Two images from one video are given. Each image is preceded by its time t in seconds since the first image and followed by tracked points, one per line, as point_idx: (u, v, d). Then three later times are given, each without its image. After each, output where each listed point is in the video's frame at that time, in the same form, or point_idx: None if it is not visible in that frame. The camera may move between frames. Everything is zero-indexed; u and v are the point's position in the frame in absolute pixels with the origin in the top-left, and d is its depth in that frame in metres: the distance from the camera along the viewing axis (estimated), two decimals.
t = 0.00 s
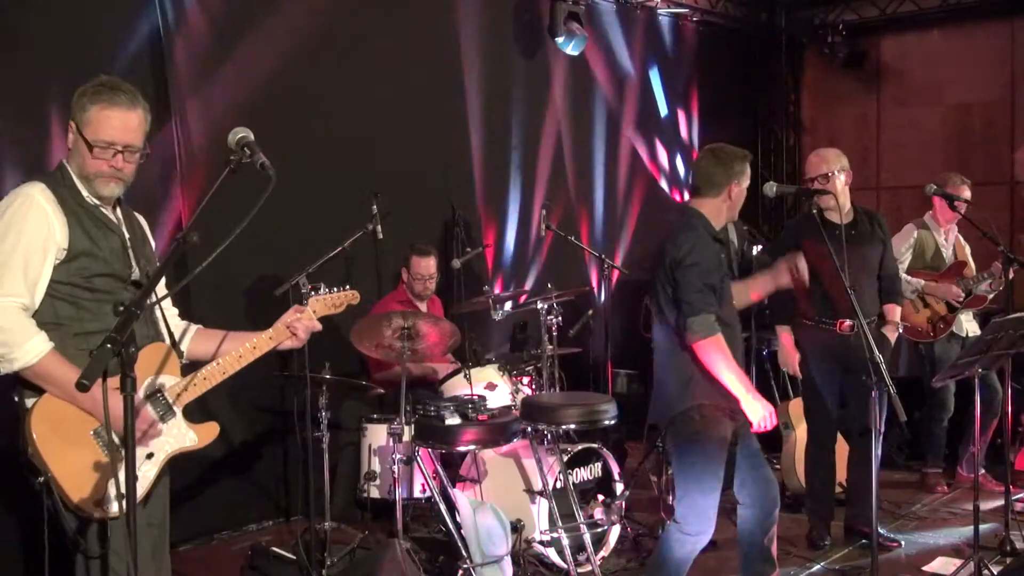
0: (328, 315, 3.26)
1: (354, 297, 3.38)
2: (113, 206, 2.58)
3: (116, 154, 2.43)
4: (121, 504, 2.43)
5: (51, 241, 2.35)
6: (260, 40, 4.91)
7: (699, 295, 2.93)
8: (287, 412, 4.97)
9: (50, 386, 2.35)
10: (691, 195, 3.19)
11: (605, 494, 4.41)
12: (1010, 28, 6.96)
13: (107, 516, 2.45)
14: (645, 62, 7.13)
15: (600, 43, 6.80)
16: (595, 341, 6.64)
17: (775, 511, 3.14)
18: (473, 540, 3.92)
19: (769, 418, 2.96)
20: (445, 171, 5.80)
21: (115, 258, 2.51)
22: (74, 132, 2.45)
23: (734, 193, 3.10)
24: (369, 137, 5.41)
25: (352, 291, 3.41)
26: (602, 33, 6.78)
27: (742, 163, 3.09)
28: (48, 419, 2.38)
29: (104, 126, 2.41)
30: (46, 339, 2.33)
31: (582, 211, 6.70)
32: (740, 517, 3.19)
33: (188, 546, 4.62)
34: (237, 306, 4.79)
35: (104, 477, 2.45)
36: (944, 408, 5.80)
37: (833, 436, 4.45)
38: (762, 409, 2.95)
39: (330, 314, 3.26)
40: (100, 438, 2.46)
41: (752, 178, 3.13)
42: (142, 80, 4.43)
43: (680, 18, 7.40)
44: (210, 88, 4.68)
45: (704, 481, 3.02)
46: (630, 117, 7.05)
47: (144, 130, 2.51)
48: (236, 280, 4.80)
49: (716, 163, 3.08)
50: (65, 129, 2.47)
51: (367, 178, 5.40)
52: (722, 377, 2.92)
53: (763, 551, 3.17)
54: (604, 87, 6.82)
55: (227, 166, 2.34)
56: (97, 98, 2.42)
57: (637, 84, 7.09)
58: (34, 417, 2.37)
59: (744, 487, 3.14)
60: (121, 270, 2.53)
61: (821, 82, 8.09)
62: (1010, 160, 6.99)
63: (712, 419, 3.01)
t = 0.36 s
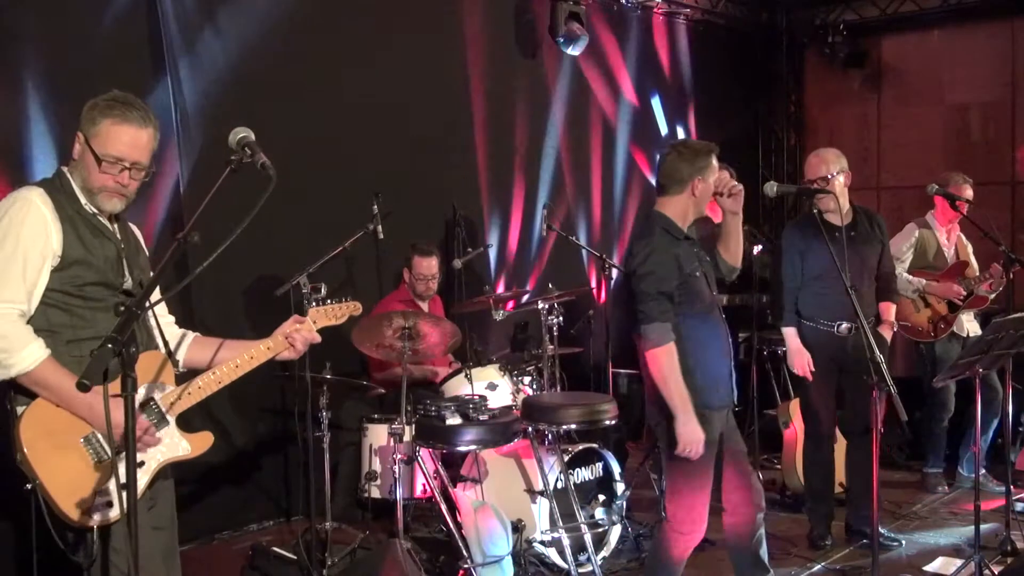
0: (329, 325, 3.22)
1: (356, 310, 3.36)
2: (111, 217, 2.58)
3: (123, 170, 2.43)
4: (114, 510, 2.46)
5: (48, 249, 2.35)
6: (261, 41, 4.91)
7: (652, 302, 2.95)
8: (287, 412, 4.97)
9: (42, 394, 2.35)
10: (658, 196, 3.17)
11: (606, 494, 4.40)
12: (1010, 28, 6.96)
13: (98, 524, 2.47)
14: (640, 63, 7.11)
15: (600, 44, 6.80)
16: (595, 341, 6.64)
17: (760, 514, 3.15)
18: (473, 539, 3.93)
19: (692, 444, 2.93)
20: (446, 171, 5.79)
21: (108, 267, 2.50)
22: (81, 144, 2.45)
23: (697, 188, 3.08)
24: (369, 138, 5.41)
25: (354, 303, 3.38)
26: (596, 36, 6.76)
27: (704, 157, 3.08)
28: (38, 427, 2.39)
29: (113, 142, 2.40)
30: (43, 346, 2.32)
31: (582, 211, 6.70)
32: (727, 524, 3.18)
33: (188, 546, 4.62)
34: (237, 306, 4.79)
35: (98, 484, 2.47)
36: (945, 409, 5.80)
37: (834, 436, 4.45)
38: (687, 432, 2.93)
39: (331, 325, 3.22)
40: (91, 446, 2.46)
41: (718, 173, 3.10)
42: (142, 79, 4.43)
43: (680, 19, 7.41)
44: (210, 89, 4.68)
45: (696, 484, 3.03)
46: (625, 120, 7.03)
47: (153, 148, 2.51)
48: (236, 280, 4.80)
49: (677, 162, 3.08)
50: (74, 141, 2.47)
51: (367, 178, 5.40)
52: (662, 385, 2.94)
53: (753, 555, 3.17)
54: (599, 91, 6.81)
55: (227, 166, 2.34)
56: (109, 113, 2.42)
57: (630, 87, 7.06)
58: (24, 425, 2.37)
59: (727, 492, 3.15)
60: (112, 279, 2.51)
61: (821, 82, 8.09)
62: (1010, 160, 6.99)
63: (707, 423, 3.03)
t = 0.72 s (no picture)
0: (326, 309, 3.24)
1: (352, 292, 3.36)
2: (105, 204, 2.58)
3: (106, 150, 2.43)
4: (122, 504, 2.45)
5: (43, 248, 2.35)
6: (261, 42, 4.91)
7: (648, 305, 2.95)
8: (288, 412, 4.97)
9: (45, 393, 2.35)
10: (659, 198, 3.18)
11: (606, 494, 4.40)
12: (1011, 28, 6.96)
13: (107, 518, 2.46)
14: (637, 70, 7.09)
15: (600, 45, 6.79)
16: (596, 341, 6.64)
17: (772, 514, 3.13)
18: (473, 539, 3.92)
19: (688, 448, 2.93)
20: (446, 171, 5.79)
21: (108, 260, 2.50)
22: (63, 133, 2.45)
23: (697, 193, 3.07)
24: (369, 138, 5.40)
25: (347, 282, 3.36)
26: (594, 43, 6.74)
27: (706, 161, 3.07)
28: (44, 423, 2.38)
29: (92, 123, 2.40)
30: (40, 345, 2.31)
31: (582, 212, 6.69)
32: (738, 519, 3.18)
33: (188, 546, 4.61)
34: (237, 306, 4.79)
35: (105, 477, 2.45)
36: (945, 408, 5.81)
37: (834, 436, 4.45)
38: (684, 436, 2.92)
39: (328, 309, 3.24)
40: (98, 439, 2.45)
41: (719, 176, 3.09)
42: (142, 78, 4.43)
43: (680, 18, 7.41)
44: (211, 89, 4.68)
45: (695, 483, 3.03)
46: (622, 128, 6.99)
47: (134, 127, 2.51)
48: (236, 280, 4.79)
49: (675, 165, 3.08)
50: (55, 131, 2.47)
51: (368, 178, 5.40)
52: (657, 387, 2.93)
53: (759, 551, 3.17)
54: (596, 99, 6.78)
55: (228, 168, 2.34)
56: (84, 96, 2.42)
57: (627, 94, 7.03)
58: (30, 422, 2.36)
59: (739, 491, 3.13)
60: (116, 272, 2.51)
61: (822, 81, 8.09)
62: (1011, 160, 6.99)
63: (706, 424, 3.04)
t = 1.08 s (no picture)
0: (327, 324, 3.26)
1: (354, 307, 3.37)
2: (109, 219, 2.57)
3: (116, 175, 2.42)
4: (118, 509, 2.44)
5: (43, 258, 2.35)
6: (263, 42, 4.91)
7: (700, 291, 2.93)
8: (288, 412, 4.97)
9: (40, 399, 2.33)
10: (694, 197, 3.22)
11: (607, 493, 4.39)
12: (1012, 28, 6.96)
13: (102, 523, 2.46)
14: (637, 83, 7.08)
15: (601, 46, 6.80)
16: (597, 341, 6.63)
17: (774, 516, 3.13)
18: (473, 538, 3.93)
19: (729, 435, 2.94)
20: (446, 171, 5.79)
21: (109, 272, 2.50)
22: (74, 150, 2.44)
23: (737, 190, 3.13)
24: (370, 138, 5.40)
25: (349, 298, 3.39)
26: (593, 58, 6.74)
27: (742, 160, 3.13)
28: (40, 430, 2.38)
29: (104, 147, 2.39)
30: (39, 353, 2.31)
31: (583, 212, 6.66)
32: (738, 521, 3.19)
33: (188, 546, 4.61)
34: (238, 306, 4.79)
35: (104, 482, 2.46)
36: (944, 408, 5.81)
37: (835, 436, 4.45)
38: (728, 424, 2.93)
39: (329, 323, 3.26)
40: (94, 446, 2.46)
41: (753, 176, 3.17)
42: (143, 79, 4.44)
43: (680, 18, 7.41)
44: (212, 89, 4.68)
45: (704, 483, 3.02)
46: (620, 133, 6.95)
47: (145, 151, 2.50)
48: (238, 281, 4.79)
49: (717, 159, 3.13)
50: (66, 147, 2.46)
51: (368, 178, 5.39)
52: (703, 375, 2.91)
53: (761, 552, 3.18)
54: (596, 115, 6.77)
55: (228, 167, 2.32)
56: (98, 118, 2.41)
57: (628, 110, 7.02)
58: (25, 427, 2.36)
59: (741, 491, 3.14)
60: (115, 283, 2.51)
61: (822, 81, 8.08)
62: (1012, 160, 6.98)
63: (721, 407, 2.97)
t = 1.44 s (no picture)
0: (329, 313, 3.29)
1: (356, 297, 3.41)
2: (108, 206, 2.58)
3: (114, 149, 2.43)
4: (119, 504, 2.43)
5: (44, 244, 2.35)
6: (264, 42, 4.91)
7: (714, 293, 2.93)
8: (289, 412, 4.97)
9: (41, 390, 2.33)
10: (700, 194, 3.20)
11: (608, 494, 4.39)
12: (1012, 28, 6.96)
13: (102, 518, 2.44)
14: (636, 98, 7.08)
15: (601, 46, 6.80)
16: (597, 341, 6.63)
17: (778, 512, 3.14)
18: (474, 538, 3.94)
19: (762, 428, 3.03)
20: (447, 171, 5.79)
21: (110, 261, 2.50)
22: (68, 132, 2.45)
23: (745, 194, 3.13)
24: (370, 138, 5.40)
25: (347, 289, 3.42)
26: (592, 72, 6.74)
27: (754, 164, 3.12)
28: (41, 422, 2.37)
29: (99, 122, 2.41)
30: (41, 343, 2.31)
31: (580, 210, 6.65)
32: (744, 519, 3.18)
33: (189, 545, 4.62)
34: (240, 306, 4.79)
35: (106, 477, 2.45)
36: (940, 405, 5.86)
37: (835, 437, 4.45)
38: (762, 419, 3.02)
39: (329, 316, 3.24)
40: (94, 440, 2.45)
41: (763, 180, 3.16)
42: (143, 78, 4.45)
43: (679, 18, 7.42)
44: (213, 88, 4.69)
45: (705, 482, 3.02)
46: (613, 133, 6.90)
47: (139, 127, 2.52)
48: (239, 281, 4.80)
49: (732, 157, 3.11)
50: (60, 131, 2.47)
51: (369, 178, 5.39)
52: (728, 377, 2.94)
53: (766, 552, 3.16)
54: (596, 130, 6.77)
55: (229, 168, 2.32)
56: (90, 95, 2.43)
57: (627, 125, 7.01)
58: (26, 420, 2.36)
59: (746, 489, 3.15)
60: (117, 272, 2.51)
61: (822, 81, 8.08)
62: (1013, 160, 6.98)
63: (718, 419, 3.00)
